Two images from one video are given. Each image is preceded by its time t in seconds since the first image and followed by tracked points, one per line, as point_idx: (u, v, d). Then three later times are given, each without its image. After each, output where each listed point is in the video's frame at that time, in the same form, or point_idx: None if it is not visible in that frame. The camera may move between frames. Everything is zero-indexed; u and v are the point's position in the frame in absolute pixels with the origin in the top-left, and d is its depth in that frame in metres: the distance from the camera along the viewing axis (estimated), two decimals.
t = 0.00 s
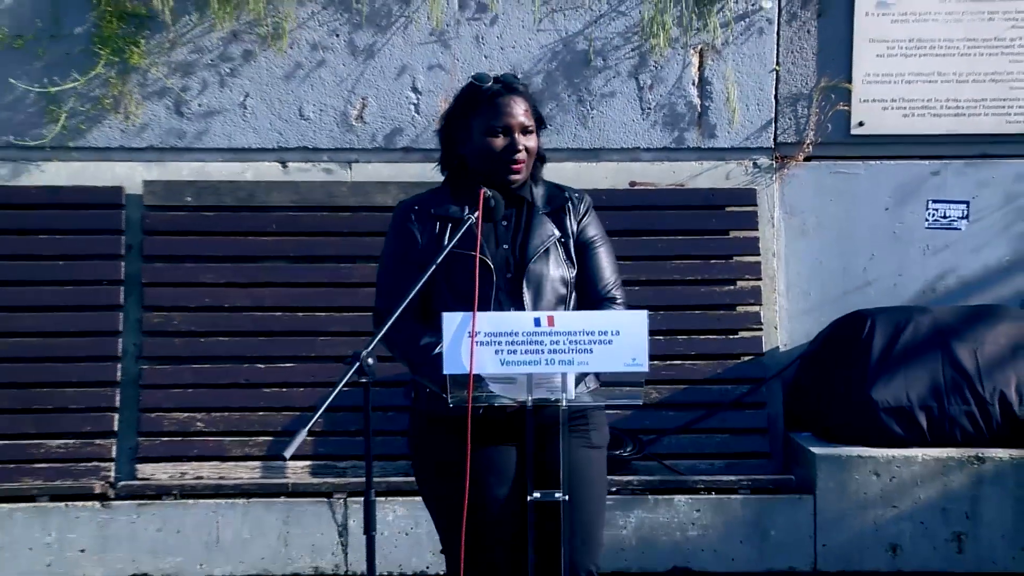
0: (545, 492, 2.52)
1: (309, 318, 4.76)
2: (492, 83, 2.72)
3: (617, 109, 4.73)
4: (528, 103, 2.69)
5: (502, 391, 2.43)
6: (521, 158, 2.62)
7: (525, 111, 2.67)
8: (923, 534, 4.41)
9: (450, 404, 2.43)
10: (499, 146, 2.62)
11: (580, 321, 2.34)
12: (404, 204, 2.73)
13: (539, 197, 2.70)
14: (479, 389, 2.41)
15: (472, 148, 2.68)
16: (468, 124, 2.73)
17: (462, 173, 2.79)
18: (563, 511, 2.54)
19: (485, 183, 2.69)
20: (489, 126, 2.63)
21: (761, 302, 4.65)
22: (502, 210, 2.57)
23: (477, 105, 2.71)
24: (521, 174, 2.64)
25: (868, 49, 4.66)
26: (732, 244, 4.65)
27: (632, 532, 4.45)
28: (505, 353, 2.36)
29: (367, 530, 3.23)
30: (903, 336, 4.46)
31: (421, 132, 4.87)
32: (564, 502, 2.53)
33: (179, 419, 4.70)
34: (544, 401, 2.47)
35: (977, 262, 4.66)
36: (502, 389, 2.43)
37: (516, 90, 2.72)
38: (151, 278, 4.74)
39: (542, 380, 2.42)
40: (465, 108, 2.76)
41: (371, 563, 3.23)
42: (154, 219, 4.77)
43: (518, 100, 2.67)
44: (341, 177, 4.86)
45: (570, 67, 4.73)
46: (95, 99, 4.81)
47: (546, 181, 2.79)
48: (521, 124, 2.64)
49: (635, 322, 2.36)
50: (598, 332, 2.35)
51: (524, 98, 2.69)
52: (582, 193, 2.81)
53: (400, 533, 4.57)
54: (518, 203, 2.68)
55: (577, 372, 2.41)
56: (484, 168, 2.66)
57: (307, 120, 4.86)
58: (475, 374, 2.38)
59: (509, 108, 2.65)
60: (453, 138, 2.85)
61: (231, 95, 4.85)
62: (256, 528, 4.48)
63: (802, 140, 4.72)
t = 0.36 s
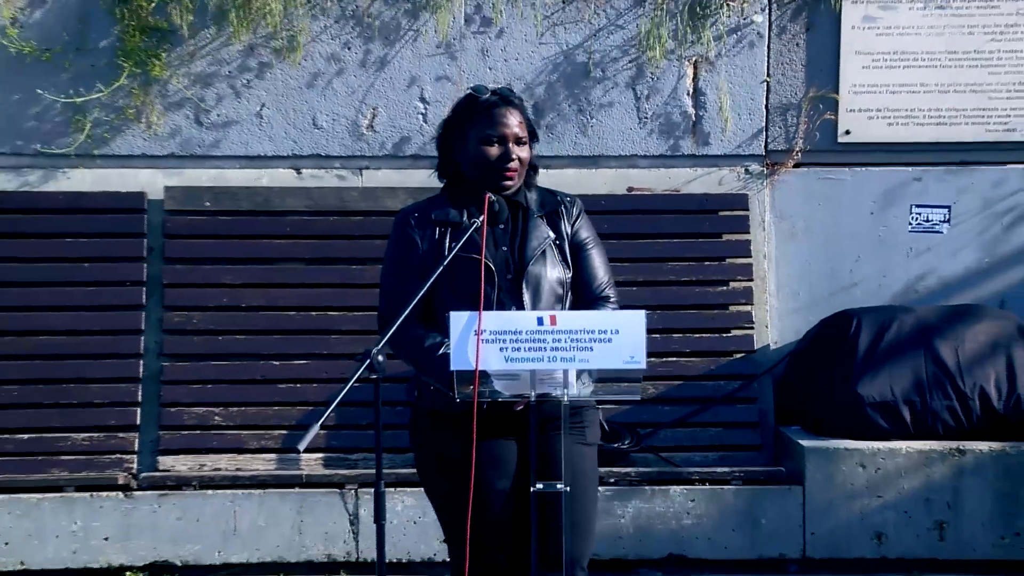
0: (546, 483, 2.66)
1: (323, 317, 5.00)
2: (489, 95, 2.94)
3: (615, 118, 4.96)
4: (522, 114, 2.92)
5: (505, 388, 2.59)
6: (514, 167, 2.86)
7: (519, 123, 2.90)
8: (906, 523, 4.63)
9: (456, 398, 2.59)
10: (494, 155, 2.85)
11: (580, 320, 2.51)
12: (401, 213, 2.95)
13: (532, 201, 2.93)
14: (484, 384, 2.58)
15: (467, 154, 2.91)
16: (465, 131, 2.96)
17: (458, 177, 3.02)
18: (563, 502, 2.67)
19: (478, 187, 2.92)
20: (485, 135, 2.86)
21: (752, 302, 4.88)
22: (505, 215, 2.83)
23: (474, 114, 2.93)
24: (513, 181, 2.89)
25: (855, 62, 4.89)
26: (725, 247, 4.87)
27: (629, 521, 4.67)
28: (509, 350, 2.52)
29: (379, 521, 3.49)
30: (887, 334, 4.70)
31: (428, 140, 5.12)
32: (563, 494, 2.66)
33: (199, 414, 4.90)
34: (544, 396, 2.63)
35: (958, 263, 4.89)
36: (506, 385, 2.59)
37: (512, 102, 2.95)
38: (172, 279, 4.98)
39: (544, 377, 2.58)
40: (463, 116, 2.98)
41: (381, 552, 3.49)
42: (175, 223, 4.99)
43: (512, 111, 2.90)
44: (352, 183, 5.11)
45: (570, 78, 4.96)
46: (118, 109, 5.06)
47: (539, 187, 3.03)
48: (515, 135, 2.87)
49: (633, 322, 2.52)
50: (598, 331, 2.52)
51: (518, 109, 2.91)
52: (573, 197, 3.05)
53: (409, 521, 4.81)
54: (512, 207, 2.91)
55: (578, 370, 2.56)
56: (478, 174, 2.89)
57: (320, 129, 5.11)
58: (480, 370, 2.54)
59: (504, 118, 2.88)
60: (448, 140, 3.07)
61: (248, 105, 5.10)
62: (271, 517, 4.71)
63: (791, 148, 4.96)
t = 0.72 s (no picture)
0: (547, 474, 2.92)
1: (336, 317, 5.29)
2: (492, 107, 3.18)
3: (612, 128, 5.25)
4: (521, 125, 3.17)
5: (508, 383, 2.78)
6: (513, 176, 3.12)
7: (519, 134, 3.15)
8: (886, 510, 4.91)
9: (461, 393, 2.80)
10: (495, 165, 3.11)
11: (578, 318, 2.71)
12: (407, 221, 3.24)
13: (530, 207, 3.20)
14: (487, 380, 2.77)
15: (471, 162, 3.16)
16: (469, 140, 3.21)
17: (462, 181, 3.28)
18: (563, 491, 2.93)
19: (480, 193, 3.18)
20: (487, 145, 3.11)
21: (741, 301, 5.18)
22: (508, 219, 3.09)
23: (477, 125, 3.18)
24: (512, 189, 3.15)
25: (838, 75, 5.18)
26: (716, 250, 5.16)
27: (625, 509, 4.96)
28: (511, 348, 2.71)
29: (389, 508, 3.81)
30: (869, 333, 4.98)
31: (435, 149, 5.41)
32: (563, 483, 2.92)
33: (218, 408, 5.20)
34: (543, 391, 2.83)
35: (935, 266, 5.19)
36: (508, 381, 2.78)
37: (513, 114, 3.20)
38: (193, 280, 5.27)
39: (544, 373, 2.77)
40: (466, 125, 3.23)
41: (391, 537, 3.82)
42: (197, 227, 5.29)
43: (512, 123, 3.15)
44: (364, 190, 5.41)
45: (569, 91, 5.26)
46: (143, 120, 5.36)
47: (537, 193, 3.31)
48: (515, 146, 3.12)
49: (627, 321, 2.72)
50: (594, 330, 2.71)
51: (518, 121, 3.16)
52: (569, 201, 3.33)
53: (417, 509, 5.09)
54: (512, 212, 3.18)
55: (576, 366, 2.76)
56: (480, 182, 3.15)
57: (333, 139, 5.40)
58: (483, 367, 2.74)
59: (504, 130, 3.12)
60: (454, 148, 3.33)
61: (266, 116, 5.39)
62: (288, 505, 4.99)
63: (778, 156, 5.25)
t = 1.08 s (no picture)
0: (546, 467, 3.08)
1: (343, 316, 5.47)
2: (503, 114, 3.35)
3: (609, 134, 5.44)
4: (529, 134, 3.34)
5: (508, 380, 2.96)
6: (518, 184, 3.30)
7: (526, 143, 3.32)
8: (873, 503, 5.08)
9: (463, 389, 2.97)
10: (502, 171, 3.28)
11: (576, 318, 2.86)
12: (411, 224, 3.42)
13: (530, 212, 3.38)
14: (487, 376, 2.94)
15: (478, 166, 3.33)
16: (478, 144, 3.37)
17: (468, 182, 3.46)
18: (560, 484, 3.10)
19: (485, 196, 3.36)
20: (496, 151, 3.28)
21: (733, 302, 5.36)
22: (508, 222, 3.27)
23: (487, 130, 3.34)
24: (515, 196, 3.33)
25: (827, 83, 5.36)
26: (709, 252, 5.35)
27: (621, 502, 5.13)
28: (512, 346, 2.87)
29: (392, 499, 4.01)
30: (857, 333, 5.16)
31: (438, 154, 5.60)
32: (562, 476, 3.09)
33: (228, 404, 5.36)
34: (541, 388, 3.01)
35: (921, 267, 5.38)
36: (508, 378, 2.95)
37: (523, 123, 3.37)
38: (204, 281, 5.44)
39: (544, 370, 2.94)
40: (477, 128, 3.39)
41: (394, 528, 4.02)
42: (208, 229, 5.48)
43: (521, 132, 3.32)
44: (369, 193, 5.60)
45: (568, 98, 5.44)
46: (156, 126, 5.55)
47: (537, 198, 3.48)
48: (523, 154, 3.29)
49: (623, 321, 2.88)
50: (592, 329, 2.87)
51: (527, 130, 3.33)
52: (567, 207, 3.52)
53: (420, 502, 5.27)
54: (513, 217, 3.35)
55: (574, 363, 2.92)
56: (486, 186, 3.32)
57: (340, 144, 5.59)
58: (485, 364, 2.90)
59: (513, 139, 3.29)
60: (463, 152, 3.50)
61: (275, 122, 5.58)
62: (295, 498, 5.17)
63: (769, 161, 5.43)
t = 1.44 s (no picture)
0: (536, 463, 3.25)
1: (339, 315, 5.62)
2: (497, 121, 3.51)
3: (598, 139, 5.60)
4: (522, 141, 3.50)
5: (499, 378, 3.10)
6: (511, 189, 3.46)
7: (519, 149, 3.48)
8: (853, 497, 5.25)
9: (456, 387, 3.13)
10: (496, 176, 3.44)
11: (565, 317, 3.01)
12: (405, 228, 3.57)
13: (521, 215, 3.53)
14: (479, 375, 3.10)
15: (473, 171, 3.49)
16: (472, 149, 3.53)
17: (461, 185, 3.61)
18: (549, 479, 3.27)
19: (477, 200, 3.51)
20: (490, 157, 3.44)
21: (718, 302, 5.53)
22: (500, 225, 3.45)
23: (481, 136, 3.50)
24: (507, 200, 3.48)
25: (809, 90, 5.53)
26: (694, 253, 5.52)
27: (609, 496, 5.28)
28: (502, 345, 3.03)
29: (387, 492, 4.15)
30: (837, 332, 5.33)
31: (432, 158, 5.77)
32: (550, 472, 3.26)
33: (228, 401, 5.48)
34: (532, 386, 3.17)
35: (899, 268, 5.55)
36: (499, 376, 3.09)
37: (516, 131, 3.53)
38: (203, 281, 5.59)
39: (534, 368, 3.09)
40: (471, 135, 3.54)
41: (389, 521, 4.16)
42: (208, 231, 5.63)
43: (514, 139, 3.48)
44: (365, 197, 5.77)
45: (558, 104, 5.61)
46: (157, 131, 5.71)
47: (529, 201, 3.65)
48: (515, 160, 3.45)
49: (611, 321, 3.03)
50: (580, 328, 3.03)
51: (519, 137, 3.49)
52: (555, 209, 3.66)
53: (414, 497, 5.42)
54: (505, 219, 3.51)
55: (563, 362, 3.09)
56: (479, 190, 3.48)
57: (336, 149, 5.75)
58: (477, 362, 3.06)
59: (506, 145, 3.45)
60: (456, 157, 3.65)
61: (273, 127, 5.74)
62: (292, 493, 5.32)
63: (753, 165, 5.60)
